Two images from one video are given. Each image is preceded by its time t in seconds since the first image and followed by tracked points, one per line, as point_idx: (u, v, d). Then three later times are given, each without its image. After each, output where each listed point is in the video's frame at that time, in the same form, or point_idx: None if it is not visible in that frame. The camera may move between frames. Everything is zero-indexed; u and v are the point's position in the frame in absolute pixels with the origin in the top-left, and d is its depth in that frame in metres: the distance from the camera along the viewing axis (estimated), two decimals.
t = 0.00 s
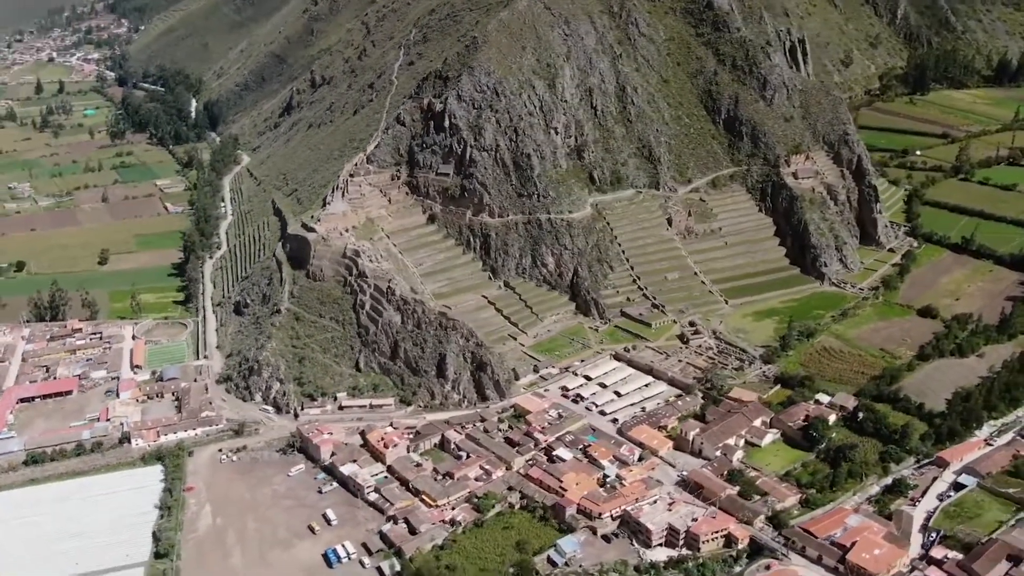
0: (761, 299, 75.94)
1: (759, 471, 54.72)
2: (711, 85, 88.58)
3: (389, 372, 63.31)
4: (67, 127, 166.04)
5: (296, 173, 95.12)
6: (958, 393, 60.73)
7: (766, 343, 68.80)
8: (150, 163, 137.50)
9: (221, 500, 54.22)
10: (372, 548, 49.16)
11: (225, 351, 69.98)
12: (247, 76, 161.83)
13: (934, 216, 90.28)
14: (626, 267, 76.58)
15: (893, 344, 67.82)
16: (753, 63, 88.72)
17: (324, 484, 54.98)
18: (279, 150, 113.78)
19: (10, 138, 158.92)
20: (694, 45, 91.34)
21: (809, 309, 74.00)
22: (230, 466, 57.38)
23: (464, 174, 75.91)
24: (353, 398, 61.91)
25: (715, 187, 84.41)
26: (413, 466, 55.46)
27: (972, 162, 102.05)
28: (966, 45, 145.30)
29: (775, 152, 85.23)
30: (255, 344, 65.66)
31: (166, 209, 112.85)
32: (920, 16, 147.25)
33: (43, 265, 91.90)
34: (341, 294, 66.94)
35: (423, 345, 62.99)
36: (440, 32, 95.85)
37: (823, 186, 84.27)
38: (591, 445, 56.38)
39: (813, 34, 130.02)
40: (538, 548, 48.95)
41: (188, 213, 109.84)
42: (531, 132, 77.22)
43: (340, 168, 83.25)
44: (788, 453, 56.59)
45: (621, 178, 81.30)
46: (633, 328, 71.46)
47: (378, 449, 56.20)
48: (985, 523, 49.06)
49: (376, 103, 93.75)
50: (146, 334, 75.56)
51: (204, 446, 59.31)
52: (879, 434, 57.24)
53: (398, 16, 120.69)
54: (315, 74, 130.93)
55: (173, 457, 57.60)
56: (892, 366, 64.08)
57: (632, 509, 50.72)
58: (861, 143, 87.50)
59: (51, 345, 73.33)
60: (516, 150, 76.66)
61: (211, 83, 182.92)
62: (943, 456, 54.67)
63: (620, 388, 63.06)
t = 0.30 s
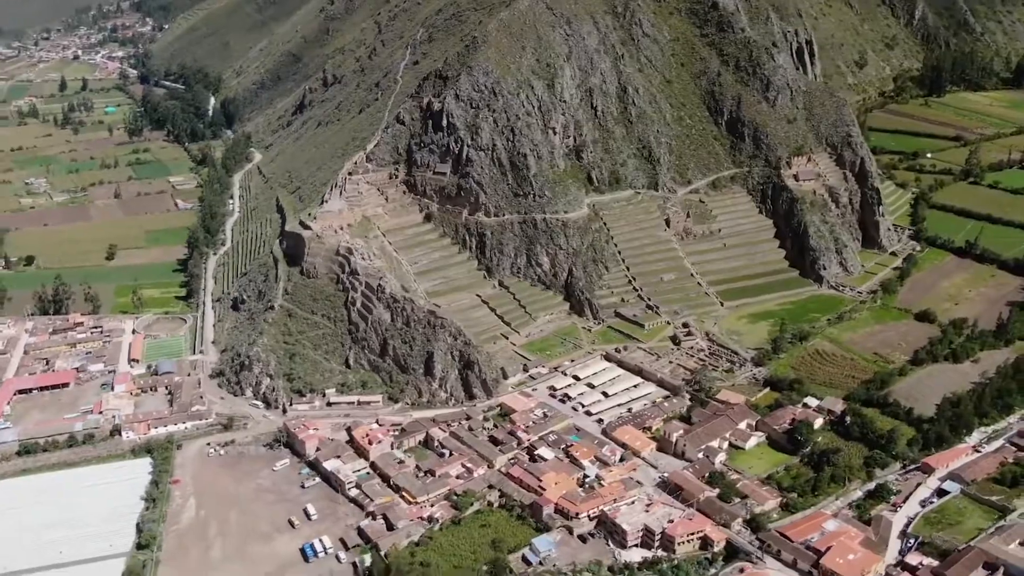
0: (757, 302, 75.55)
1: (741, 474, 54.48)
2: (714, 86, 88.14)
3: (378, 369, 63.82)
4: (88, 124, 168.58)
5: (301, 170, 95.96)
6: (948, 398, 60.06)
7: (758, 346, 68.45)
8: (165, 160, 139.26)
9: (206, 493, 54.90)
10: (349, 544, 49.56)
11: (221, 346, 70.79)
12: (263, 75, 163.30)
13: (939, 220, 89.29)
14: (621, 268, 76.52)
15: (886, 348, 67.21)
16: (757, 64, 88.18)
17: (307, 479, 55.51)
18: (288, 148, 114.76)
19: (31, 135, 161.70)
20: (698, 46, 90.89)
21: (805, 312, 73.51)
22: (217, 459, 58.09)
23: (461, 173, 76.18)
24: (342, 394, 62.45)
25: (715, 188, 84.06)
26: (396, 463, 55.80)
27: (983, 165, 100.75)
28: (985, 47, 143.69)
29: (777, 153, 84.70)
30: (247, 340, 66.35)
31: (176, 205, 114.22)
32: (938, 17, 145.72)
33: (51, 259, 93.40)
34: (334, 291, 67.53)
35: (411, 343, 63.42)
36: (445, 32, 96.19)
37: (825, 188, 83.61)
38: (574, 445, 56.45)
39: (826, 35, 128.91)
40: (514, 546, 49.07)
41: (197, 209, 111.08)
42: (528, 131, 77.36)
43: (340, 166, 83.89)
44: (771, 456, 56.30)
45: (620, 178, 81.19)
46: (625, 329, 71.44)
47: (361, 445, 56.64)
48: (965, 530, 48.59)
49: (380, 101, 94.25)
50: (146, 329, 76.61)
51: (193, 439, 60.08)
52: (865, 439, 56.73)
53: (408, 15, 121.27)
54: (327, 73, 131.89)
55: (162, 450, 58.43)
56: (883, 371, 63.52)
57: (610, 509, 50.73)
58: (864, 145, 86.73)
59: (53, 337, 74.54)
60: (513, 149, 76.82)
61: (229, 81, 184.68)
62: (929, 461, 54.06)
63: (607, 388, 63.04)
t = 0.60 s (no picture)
0: (753, 304, 75.18)
1: (723, 476, 54.30)
2: (717, 87, 87.67)
3: (368, 366, 64.36)
4: (108, 121, 171.00)
5: (306, 168, 96.75)
6: (939, 403, 59.41)
7: (751, 348, 68.11)
8: (180, 157, 140.86)
9: (191, 486, 55.65)
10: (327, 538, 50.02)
11: (217, 341, 71.61)
12: (280, 73, 164.50)
13: (944, 223, 88.27)
14: (617, 268, 76.42)
15: (880, 352, 66.59)
16: (760, 65, 87.65)
17: (291, 473, 56.05)
18: (297, 146, 115.64)
19: (52, 131, 164.36)
20: (703, 46, 90.35)
21: (801, 315, 73.05)
22: (205, 452, 58.81)
23: (458, 172, 76.49)
24: (331, 390, 63.02)
25: (715, 189, 83.69)
26: (379, 458, 56.16)
27: (993, 168, 99.37)
28: (1005, 49, 141.60)
29: (778, 154, 84.15)
30: (241, 335, 67.04)
31: (187, 202, 115.58)
32: (957, 19, 143.84)
33: (61, 253, 94.94)
34: (327, 288, 68.11)
35: (400, 340, 63.86)
36: (450, 31, 96.51)
37: (826, 190, 82.95)
38: (556, 444, 56.53)
39: (840, 35, 127.70)
40: (489, 543, 49.23)
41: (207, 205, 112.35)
42: (525, 131, 77.50)
43: (340, 164, 84.53)
44: (755, 459, 56.05)
45: (619, 178, 81.05)
46: (618, 329, 71.37)
47: (346, 441, 57.11)
48: (943, 537, 48.20)
49: (385, 100, 94.78)
50: (146, 323, 77.65)
51: (183, 432, 60.87)
52: (851, 443, 56.25)
53: (419, 14, 121.67)
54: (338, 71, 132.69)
55: (152, 443, 59.29)
56: (875, 375, 62.95)
57: (587, 509, 50.77)
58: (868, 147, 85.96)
59: (55, 330, 75.76)
60: (510, 149, 76.99)
61: (248, 78, 186.30)
62: (913, 467, 53.53)
63: (595, 388, 63.03)
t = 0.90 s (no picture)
0: (748, 305, 74.83)
1: (704, 478, 54.14)
2: (720, 87, 87.21)
3: (358, 362, 64.96)
4: (127, 117, 173.26)
5: (311, 164, 97.48)
6: (928, 408, 58.80)
7: (743, 350, 67.82)
8: (195, 153, 142.44)
9: (178, 478, 56.43)
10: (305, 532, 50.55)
11: (213, 335, 72.48)
12: (297, 71, 165.86)
13: (950, 227, 87.23)
14: (613, 267, 76.30)
15: (873, 355, 66.01)
16: (764, 65, 87.10)
17: (276, 467, 56.65)
18: (307, 143, 116.61)
19: (73, 126, 166.82)
20: (707, 46, 89.86)
21: (796, 317, 72.63)
22: (194, 445, 59.58)
23: (455, 171, 76.80)
24: (321, 385, 63.66)
25: (715, 190, 83.29)
26: (362, 454, 56.56)
27: (1004, 171, 98.02)
28: None
29: (780, 155, 83.63)
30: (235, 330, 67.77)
31: (198, 197, 116.93)
32: (976, 20, 142.11)
33: (70, 247, 96.47)
34: (320, 284, 68.67)
35: (390, 337, 64.35)
36: (456, 29, 96.79)
37: (827, 192, 82.32)
38: (539, 443, 56.68)
39: (855, 36, 126.48)
40: (465, 540, 49.44)
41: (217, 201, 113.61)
42: (523, 130, 77.64)
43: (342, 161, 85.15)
44: (738, 461, 55.83)
45: (617, 178, 80.91)
46: (611, 329, 71.35)
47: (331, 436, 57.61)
48: (921, 542, 47.73)
49: (390, 98, 95.30)
50: (147, 317, 78.75)
51: (173, 425, 61.67)
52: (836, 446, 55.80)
53: (430, 13, 122.16)
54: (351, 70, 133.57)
55: (142, 435, 60.19)
56: (866, 379, 62.43)
57: (564, 508, 50.84)
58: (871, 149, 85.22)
59: (57, 322, 77.00)
60: (507, 148, 77.16)
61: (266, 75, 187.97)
62: (897, 472, 53.01)
63: (582, 388, 63.09)
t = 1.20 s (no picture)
0: (744, 306, 74.53)
1: (684, 479, 54.07)
2: (723, 87, 86.74)
3: (348, 358, 65.69)
4: (147, 113, 175.42)
5: (317, 161, 98.22)
6: (917, 413, 58.26)
7: (734, 352, 67.65)
8: (210, 149, 143.97)
9: (166, 469, 57.26)
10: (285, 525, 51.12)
11: (211, 329, 73.42)
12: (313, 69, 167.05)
13: (955, 229, 86.22)
14: (609, 267, 76.20)
15: (866, 359, 65.48)
16: (767, 65, 86.51)
17: (261, 461, 57.30)
18: (317, 140, 117.48)
19: (94, 122, 169.32)
20: (711, 46, 89.33)
21: (790, 320, 72.29)
22: (184, 437, 60.42)
23: (453, 169, 77.12)
24: (312, 380, 64.48)
25: (716, 190, 82.90)
26: (346, 448, 57.02)
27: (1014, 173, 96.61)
28: None
29: (781, 156, 83.09)
30: (229, 324, 68.56)
31: (209, 193, 118.26)
32: (996, 19, 139.94)
33: (79, 241, 98.06)
34: (314, 280, 69.25)
35: (380, 334, 64.93)
36: (462, 27, 97.02)
37: (828, 193, 81.69)
38: (522, 441, 56.89)
39: (870, 36, 125.15)
40: (441, 536, 49.74)
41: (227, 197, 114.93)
42: (521, 128, 77.79)
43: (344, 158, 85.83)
44: (720, 463, 55.68)
45: (616, 178, 80.64)
46: (604, 329, 71.39)
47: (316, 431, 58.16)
48: (898, 547, 47.39)
49: (394, 96, 95.81)
50: (148, 310, 79.86)
51: (165, 417, 62.59)
52: (821, 450, 55.42)
53: (441, 11, 122.50)
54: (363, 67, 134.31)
55: (134, 427, 61.13)
56: (856, 382, 61.95)
57: (542, 506, 50.99)
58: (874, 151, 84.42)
59: (60, 314, 78.32)
60: (505, 146, 77.33)
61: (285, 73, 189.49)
62: (880, 477, 52.59)
63: (570, 387, 63.23)
